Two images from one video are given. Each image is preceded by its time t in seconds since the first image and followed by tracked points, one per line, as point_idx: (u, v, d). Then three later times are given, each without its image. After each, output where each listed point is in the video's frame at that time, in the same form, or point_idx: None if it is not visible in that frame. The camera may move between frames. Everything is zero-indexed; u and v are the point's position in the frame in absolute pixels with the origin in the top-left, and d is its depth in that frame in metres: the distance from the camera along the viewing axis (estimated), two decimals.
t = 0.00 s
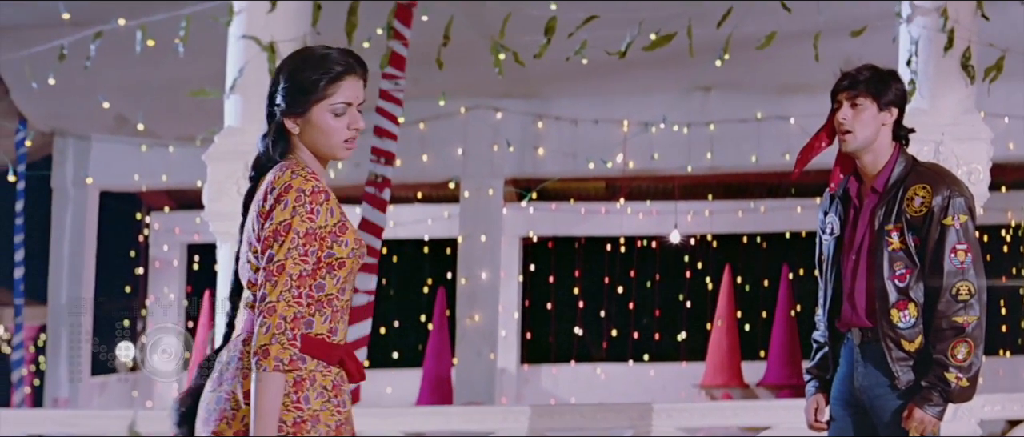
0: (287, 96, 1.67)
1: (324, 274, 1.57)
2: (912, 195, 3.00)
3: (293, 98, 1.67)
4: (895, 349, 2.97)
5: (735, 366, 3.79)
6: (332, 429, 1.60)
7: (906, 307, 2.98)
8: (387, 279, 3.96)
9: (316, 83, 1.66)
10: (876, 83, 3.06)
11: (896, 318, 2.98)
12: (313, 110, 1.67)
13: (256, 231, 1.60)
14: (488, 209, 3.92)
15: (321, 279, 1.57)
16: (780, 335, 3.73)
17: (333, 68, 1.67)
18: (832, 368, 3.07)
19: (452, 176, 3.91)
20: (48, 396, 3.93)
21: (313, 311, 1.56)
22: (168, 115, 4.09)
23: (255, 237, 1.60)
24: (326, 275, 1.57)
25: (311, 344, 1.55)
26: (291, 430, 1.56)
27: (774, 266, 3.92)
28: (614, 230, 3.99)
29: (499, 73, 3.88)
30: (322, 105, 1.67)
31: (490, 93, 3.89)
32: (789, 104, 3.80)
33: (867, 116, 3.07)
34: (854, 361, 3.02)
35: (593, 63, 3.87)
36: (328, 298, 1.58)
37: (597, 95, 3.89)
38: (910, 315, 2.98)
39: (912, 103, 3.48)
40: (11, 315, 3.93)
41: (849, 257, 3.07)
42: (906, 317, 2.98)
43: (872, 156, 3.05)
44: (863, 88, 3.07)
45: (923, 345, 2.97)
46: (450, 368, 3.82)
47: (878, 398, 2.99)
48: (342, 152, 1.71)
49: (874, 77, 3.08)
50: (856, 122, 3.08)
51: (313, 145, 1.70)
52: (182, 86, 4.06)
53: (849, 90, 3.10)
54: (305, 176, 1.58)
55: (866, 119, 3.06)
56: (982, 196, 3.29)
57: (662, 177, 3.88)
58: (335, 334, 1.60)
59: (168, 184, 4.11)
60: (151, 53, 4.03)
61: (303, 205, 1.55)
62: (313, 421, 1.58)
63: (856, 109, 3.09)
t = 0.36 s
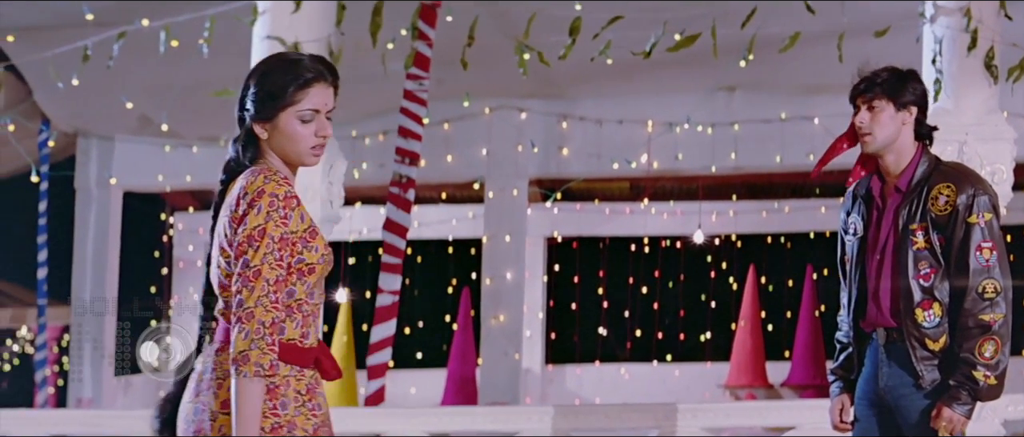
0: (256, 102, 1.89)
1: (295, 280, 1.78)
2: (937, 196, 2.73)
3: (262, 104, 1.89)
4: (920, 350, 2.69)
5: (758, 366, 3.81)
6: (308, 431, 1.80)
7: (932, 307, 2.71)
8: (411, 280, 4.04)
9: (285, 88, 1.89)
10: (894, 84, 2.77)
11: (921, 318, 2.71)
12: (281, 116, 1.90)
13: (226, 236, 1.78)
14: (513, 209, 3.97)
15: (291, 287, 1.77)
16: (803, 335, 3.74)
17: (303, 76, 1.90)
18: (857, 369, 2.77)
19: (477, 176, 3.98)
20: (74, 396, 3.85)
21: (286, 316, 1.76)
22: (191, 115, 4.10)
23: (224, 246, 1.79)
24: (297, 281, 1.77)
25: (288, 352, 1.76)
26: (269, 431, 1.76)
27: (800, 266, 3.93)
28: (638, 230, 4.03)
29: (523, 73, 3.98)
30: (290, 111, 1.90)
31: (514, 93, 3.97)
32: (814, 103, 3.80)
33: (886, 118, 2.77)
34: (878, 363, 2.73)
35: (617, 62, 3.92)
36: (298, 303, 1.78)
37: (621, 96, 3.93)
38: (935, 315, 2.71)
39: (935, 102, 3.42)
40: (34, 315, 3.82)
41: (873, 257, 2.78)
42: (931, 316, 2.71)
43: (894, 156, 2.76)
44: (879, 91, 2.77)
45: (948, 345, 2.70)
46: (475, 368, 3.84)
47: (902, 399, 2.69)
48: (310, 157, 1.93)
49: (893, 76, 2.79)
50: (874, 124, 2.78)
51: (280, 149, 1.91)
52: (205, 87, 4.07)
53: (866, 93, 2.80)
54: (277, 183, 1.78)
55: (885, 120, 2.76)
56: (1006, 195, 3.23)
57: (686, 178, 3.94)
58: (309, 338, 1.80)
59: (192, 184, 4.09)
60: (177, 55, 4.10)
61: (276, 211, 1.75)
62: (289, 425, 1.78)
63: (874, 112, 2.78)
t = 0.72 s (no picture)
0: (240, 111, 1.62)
1: (244, 281, 1.87)
2: (946, 193, 2.64)
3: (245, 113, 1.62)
4: (930, 349, 2.61)
5: (767, 366, 3.82)
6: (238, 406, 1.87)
7: (942, 305, 2.61)
8: (420, 281, 4.16)
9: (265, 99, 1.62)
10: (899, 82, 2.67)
11: (930, 317, 2.61)
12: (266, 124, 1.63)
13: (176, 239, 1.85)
14: (521, 207, 4.06)
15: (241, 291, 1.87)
16: (812, 334, 3.76)
17: (256, 80, 2.11)
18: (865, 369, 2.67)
19: (485, 177, 4.08)
20: (82, 396, 3.64)
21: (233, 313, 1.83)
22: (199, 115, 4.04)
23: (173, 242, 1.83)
24: (246, 284, 1.87)
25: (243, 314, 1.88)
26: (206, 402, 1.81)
27: (809, 267, 4.01)
28: (646, 230, 4.14)
29: (532, 73, 4.01)
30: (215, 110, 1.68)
31: (523, 94, 4.04)
32: (820, 104, 3.84)
33: (893, 118, 2.68)
34: (887, 361, 2.64)
35: (626, 62, 3.90)
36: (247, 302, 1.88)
37: (629, 97, 3.99)
38: (945, 313, 2.61)
39: (941, 102, 3.01)
40: (43, 315, 3.78)
41: (882, 256, 2.67)
42: (941, 315, 2.61)
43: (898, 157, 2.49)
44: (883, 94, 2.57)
45: (958, 344, 2.62)
46: (484, 368, 3.85)
47: (912, 399, 2.62)
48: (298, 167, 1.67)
49: (897, 77, 2.70)
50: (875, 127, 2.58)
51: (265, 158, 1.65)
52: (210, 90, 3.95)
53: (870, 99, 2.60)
54: (225, 184, 1.88)
55: (892, 120, 2.68)
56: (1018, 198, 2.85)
57: (694, 178, 4.00)
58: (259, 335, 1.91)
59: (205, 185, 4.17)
60: (180, 56, 3.92)
61: (222, 212, 1.84)
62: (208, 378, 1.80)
63: (883, 111, 2.70)
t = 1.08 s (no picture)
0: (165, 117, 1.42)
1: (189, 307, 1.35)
2: (950, 189, 2.04)
3: (167, 119, 1.42)
4: (932, 347, 2.01)
5: (771, 366, 3.82)
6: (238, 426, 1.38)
7: (945, 303, 2.03)
8: (425, 281, 4.22)
9: (188, 100, 1.41)
10: (905, 76, 2.08)
11: (931, 316, 2.02)
12: (187, 131, 1.41)
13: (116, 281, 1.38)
14: (524, 208, 4.02)
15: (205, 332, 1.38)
16: (817, 335, 3.75)
17: (202, 82, 1.41)
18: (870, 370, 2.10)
19: (489, 177, 4.09)
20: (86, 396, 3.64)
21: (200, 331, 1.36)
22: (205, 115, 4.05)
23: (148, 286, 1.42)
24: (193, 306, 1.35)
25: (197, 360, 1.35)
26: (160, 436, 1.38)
27: (812, 266, 4.06)
28: (650, 230, 4.16)
29: (537, 73, 4.01)
30: (191, 127, 1.41)
31: (528, 94, 4.06)
32: (823, 104, 3.88)
33: (896, 114, 2.07)
34: (890, 361, 2.06)
35: (630, 62, 3.95)
36: (234, 313, 1.39)
37: (633, 97, 4.03)
38: (948, 311, 2.02)
39: (944, 104, 2.79)
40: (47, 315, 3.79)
41: (885, 256, 2.09)
42: (943, 312, 2.02)
43: (905, 153, 2.08)
44: (891, 85, 2.08)
45: (962, 342, 2.02)
46: (488, 368, 3.84)
47: (914, 401, 2.03)
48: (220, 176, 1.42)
49: (902, 73, 2.09)
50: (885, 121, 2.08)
51: (188, 171, 1.42)
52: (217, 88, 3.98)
53: (875, 88, 2.10)
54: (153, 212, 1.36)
55: (896, 117, 2.07)
56: None
57: (699, 178, 4.02)
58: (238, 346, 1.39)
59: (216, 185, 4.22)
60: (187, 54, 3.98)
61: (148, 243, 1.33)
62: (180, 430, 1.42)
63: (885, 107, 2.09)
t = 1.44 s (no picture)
0: (148, 125, 1.48)
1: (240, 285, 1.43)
2: (953, 188, 2.03)
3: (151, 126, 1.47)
4: (933, 346, 2.01)
5: (773, 367, 3.81)
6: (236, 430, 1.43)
7: (947, 303, 2.02)
8: (427, 281, 4.24)
9: (172, 106, 1.46)
10: (906, 77, 2.08)
11: (933, 315, 2.02)
12: (173, 136, 1.47)
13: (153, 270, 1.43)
14: (526, 208, 4.01)
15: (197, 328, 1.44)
16: (819, 335, 3.75)
17: (180, 86, 1.47)
18: (873, 370, 2.10)
19: (491, 177, 4.09)
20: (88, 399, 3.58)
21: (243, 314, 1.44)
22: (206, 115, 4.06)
23: (143, 290, 1.44)
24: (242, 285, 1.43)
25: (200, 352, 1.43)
26: None
27: (813, 266, 4.07)
28: (653, 230, 4.18)
29: (539, 72, 3.97)
30: (177, 132, 1.47)
31: (530, 94, 4.07)
32: (826, 104, 3.88)
33: (897, 114, 2.08)
34: (892, 361, 2.06)
35: (633, 62, 3.89)
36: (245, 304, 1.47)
37: (635, 97, 4.03)
38: (951, 311, 2.01)
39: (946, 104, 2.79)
40: (49, 315, 3.81)
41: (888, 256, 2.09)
42: (946, 312, 2.02)
43: (908, 153, 2.08)
44: (892, 85, 2.08)
45: (963, 341, 2.01)
46: (491, 369, 3.84)
47: (918, 401, 2.03)
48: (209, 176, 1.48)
49: (905, 73, 2.09)
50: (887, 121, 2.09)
51: (178, 174, 1.48)
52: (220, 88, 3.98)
53: (876, 87, 2.10)
54: (197, 195, 1.43)
55: (897, 116, 2.08)
56: None
57: (702, 178, 4.03)
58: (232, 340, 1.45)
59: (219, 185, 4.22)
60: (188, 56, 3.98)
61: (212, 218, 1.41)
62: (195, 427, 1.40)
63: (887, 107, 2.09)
